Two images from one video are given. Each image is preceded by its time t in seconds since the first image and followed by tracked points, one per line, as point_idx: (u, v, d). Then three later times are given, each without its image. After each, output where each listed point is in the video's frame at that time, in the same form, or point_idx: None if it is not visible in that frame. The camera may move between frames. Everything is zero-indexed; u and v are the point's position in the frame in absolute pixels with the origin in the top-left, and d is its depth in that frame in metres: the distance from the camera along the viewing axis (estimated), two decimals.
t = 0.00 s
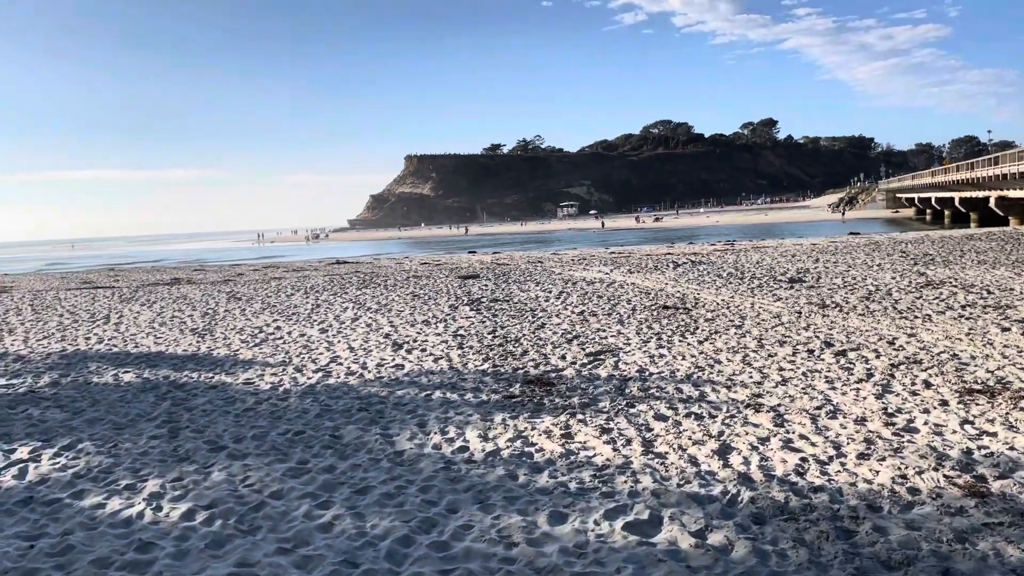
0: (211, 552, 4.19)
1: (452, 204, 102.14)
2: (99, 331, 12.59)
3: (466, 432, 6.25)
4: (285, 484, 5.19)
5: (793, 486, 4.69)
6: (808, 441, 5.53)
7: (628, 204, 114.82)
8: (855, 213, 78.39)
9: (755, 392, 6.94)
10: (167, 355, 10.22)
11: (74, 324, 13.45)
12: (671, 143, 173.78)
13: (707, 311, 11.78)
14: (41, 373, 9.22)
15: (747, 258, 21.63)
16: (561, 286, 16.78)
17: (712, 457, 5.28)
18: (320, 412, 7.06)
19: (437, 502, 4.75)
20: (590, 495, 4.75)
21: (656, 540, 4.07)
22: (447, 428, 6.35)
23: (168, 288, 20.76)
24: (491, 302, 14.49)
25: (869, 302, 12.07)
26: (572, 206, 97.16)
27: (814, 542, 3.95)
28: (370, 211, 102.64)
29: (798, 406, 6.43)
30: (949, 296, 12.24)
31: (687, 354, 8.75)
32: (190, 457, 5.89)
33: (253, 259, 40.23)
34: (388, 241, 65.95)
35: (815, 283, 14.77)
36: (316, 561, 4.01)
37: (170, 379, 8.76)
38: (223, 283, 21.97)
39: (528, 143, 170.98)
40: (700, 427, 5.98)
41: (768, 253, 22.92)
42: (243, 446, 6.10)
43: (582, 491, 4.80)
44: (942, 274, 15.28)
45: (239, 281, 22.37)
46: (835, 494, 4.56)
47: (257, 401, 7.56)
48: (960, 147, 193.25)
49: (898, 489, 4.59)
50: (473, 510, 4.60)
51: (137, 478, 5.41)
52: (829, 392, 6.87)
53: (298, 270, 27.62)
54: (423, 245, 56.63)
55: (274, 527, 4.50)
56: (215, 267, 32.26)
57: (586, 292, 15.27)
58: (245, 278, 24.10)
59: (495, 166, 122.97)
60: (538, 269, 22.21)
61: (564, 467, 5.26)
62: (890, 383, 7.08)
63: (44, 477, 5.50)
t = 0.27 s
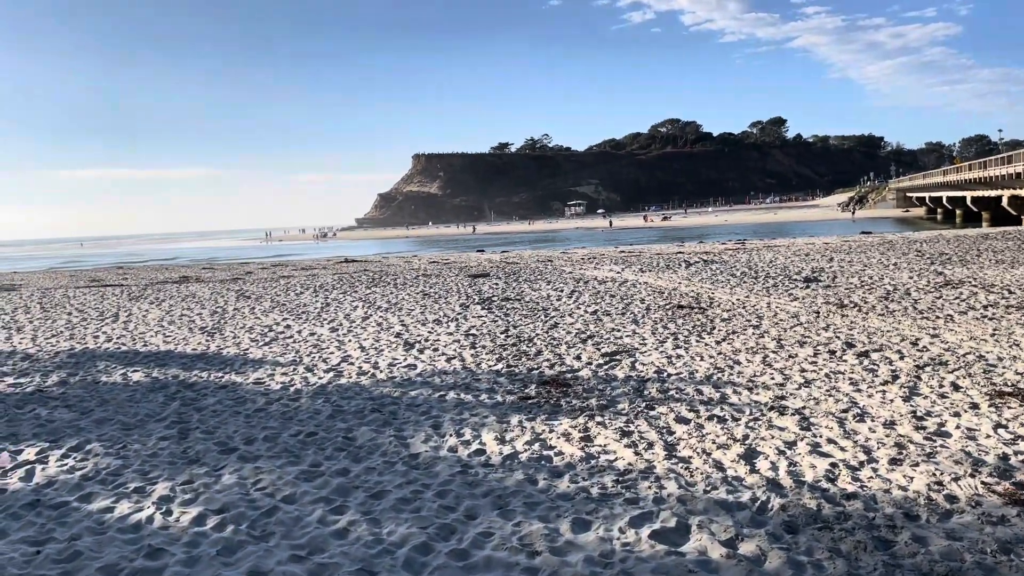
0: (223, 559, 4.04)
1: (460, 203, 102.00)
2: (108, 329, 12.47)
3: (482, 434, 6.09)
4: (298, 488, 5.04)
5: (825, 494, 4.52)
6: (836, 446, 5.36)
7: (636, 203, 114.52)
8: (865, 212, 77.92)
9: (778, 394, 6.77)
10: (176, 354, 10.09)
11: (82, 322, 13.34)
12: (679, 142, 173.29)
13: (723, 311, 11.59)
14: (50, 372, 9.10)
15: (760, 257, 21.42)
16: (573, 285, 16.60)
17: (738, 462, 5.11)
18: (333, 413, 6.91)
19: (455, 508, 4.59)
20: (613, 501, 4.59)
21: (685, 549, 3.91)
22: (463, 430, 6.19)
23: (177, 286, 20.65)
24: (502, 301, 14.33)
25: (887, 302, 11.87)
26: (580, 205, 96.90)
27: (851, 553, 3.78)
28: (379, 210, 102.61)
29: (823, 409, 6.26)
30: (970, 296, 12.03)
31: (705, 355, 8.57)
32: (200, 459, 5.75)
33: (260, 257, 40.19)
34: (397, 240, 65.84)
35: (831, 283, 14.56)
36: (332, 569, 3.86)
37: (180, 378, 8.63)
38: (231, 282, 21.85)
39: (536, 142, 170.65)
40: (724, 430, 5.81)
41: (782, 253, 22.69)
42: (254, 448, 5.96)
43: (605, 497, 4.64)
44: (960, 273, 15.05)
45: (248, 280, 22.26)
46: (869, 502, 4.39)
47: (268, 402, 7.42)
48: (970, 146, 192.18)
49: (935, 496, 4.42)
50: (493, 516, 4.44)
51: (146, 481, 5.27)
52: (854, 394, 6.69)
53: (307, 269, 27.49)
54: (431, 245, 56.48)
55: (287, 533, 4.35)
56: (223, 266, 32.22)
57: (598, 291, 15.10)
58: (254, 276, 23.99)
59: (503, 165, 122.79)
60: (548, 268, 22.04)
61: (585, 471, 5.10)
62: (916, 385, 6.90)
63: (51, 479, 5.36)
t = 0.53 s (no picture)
0: (239, 567, 3.91)
1: (468, 201, 101.90)
2: (119, 328, 12.39)
3: (501, 437, 5.95)
4: (314, 492, 4.91)
5: (859, 504, 4.37)
6: (867, 452, 5.20)
7: (645, 202, 114.19)
8: (876, 211, 77.43)
9: (803, 397, 6.60)
10: (187, 354, 9.98)
11: (93, 320, 13.26)
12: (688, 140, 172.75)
13: (740, 311, 11.42)
14: (61, 371, 9.01)
15: (774, 256, 21.19)
16: (586, 284, 16.44)
17: (766, 468, 4.96)
18: (348, 414, 6.79)
19: (476, 515, 4.46)
20: (640, 508, 4.44)
21: (718, 561, 3.76)
22: (481, 433, 6.06)
23: (187, 284, 20.59)
24: (515, 300, 14.19)
25: (907, 302, 11.67)
26: (588, 204, 96.63)
27: (892, 566, 3.63)
28: (387, 208, 102.57)
29: (851, 413, 6.10)
30: (992, 296, 11.82)
31: (724, 356, 8.41)
32: (213, 462, 5.63)
33: (271, 256, 40.25)
34: (405, 239, 65.78)
35: (848, 282, 14.36)
36: None
37: (192, 378, 8.53)
38: (242, 279, 21.78)
39: (544, 141, 170.40)
40: (750, 435, 5.65)
41: (795, 252, 22.47)
42: (269, 450, 5.84)
43: (631, 504, 4.49)
44: (979, 273, 14.83)
45: (258, 278, 22.18)
46: (906, 512, 4.24)
47: (282, 402, 7.30)
48: (981, 145, 191.00)
49: (974, 506, 4.26)
50: (516, 523, 4.31)
51: (159, 485, 5.16)
52: (881, 397, 6.52)
53: (317, 267, 27.40)
54: (440, 243, 56.38)
55: (304, 540, 4.23)
56: (233, 264, 32.16)
57: (612, 290, 14.94)
58: (263, 274, 23.90)
59: (512, 163, 122.59)
60: (559, 267, 21.88)
61: (609, 476, 4.96)
62: (945, 388, 6.73)
63: (62, 482, 5.25)
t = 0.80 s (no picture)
0: None
1: (478, 200, 101.83)
2: (130, 330, 12.31)
3: (519, 446, 5.81)
4: (329, 505, 4.78)
5: (896, 521, 4.20)
6: (900, 465, 5.03)
7: (655, 202, 113.82)
8: (888, 212, 76.93)
9: (829, 406, 6.43)
10: (199, 357, 9.88)
11: (104, 322, 13.19)
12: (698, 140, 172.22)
13: (758, 315, 11.24)
14: (71, 374, 8.92)
15: (789, 258, 20.97)
16: (599, 286, 16.28)
17: (795, 482, 4.80)
18: (362, 421, 6.66)
19: (497, 530, 4.31)
20: (667, 524, 4.28)
21: None
22: (498, 442, 5.91)
23: (198, 285, 20.55)
24: (528, 303, 14.04)
25: (928, 306, 11.46)
26: (598, 204, 96.41)
27: None
28: (397, 208, 102.61)
29: (880, 423, 5.92)
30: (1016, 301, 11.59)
31: (744, 362, 8.24)
32: (226, 471, 5.51)
33: (282, 256, 40.31)
34: (415, 239, 65.75)
35: (866, 286, 14.15)
36: None
37: (204, 382, 8.42)
38: (252, 280, 21.70)
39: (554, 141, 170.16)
40: (776, 447, 5.49)
41: (809, 253, 22.25)
42: (282, 459, 5.72)
43: (657, 520, 4.34)
44: (1000, 276, 14.58)
45: (269, 279, 22.11)
46: (945, 531, 4.07)
47: (295, 408, 7.18)
48: (994, 145, 189.67)
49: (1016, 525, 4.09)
50: (538, 540, 4.16)
51: (170, 496, 5.04)
52: (910, 407, 6.34)
53: (328, 268, 27.33)
54: (450, 243, 56.28)
55: (320, 556, 4.09)
56: (243, 263, 32.15)
57: (626, 292, 14.77)
58: (274, 275, 23.83)
59: (522, 163, 122.46)
60: (572, 268, 21.72)
61: (633, 490, 4.80)
62: (976, 397, 6.54)
63: (72, 492, 5.13)
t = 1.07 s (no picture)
0: None
1: (490, 199, 101.71)
2: (142, 328, 12.25)
3: (536, 450, 5.67)
4: (341, 510, 4.65)
5: (930, 533, 4.04)
6: (931, 473, 4.86)
7: (667, 202, 113.40)
8: (902, 212, 76.31)
9: (853, 410, 6.26)
10: (210, 356, 9.79)
11: (116, 320, 13.14)
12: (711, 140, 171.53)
13: (776, 316, 11.05)
14: (82, 373, 8.84)
15: (805, 258, 20.71)
16: (613, 286, 16.11)
17: (822, 490, 4.64)
18: (375, 423, 6.54)
19: (515, 538, 4.17)
20: (691, 534, 4.14)
21: None
22: (514, 446, 5.77)
23: (210, 283, 20.52)
24: (542, 303, 13.89)
25: (951, 308, 11.23)
26: (610, 204, 96.11)
27: None
28: (408, 207, 102.63)
29: (907, 429, 5.75)
30: None
31: (764, 364, 8.07)
32: (236, 474, 5.39)
33: (294, 254, 40.35)
34: (427, 238, 65.68)
35: (886, 287, 13.92)
36: None
37: (215, 382, 8.32)
38: (264, 279, 21.65)
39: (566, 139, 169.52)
40: (801, 453, 5.32)
41: (826, 254, 21.99)
42: (294, 462, 5.60)
43: (680, 529, 4.19)
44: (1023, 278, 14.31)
45: (282, 278, 22.04)
46: (982, 543, 3.91)
47: (306, 409, 7.06)
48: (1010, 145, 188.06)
49: None
50: (558, 549, 4.02)
51: (180, 499, 4.92)
52: (937, 412, 6.16)
53: (340, 267, 27.27)
54: (462, 242, 56.18)
55: (332, 564, 3.96)
56: (255, 263, 32.16)
57: (640, 293, 14.61)
58: (286, 273, 23.78)
59: (534, 163, 122.29)
60: (585, 268, 21.54)
61: (654, 497, 4.66)
62: (1005, 402, 6.36)
63: (80, 494, 5.03)
